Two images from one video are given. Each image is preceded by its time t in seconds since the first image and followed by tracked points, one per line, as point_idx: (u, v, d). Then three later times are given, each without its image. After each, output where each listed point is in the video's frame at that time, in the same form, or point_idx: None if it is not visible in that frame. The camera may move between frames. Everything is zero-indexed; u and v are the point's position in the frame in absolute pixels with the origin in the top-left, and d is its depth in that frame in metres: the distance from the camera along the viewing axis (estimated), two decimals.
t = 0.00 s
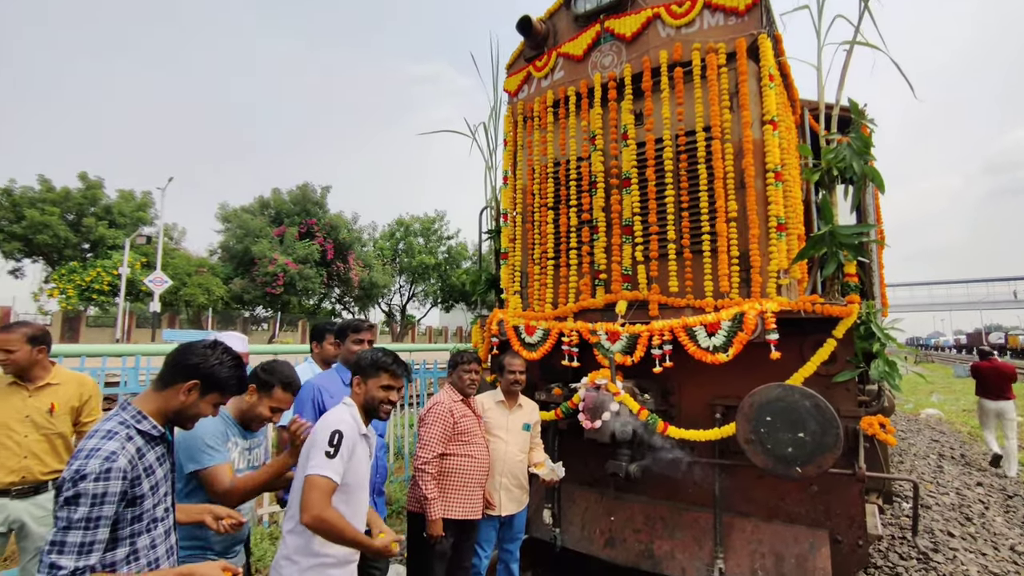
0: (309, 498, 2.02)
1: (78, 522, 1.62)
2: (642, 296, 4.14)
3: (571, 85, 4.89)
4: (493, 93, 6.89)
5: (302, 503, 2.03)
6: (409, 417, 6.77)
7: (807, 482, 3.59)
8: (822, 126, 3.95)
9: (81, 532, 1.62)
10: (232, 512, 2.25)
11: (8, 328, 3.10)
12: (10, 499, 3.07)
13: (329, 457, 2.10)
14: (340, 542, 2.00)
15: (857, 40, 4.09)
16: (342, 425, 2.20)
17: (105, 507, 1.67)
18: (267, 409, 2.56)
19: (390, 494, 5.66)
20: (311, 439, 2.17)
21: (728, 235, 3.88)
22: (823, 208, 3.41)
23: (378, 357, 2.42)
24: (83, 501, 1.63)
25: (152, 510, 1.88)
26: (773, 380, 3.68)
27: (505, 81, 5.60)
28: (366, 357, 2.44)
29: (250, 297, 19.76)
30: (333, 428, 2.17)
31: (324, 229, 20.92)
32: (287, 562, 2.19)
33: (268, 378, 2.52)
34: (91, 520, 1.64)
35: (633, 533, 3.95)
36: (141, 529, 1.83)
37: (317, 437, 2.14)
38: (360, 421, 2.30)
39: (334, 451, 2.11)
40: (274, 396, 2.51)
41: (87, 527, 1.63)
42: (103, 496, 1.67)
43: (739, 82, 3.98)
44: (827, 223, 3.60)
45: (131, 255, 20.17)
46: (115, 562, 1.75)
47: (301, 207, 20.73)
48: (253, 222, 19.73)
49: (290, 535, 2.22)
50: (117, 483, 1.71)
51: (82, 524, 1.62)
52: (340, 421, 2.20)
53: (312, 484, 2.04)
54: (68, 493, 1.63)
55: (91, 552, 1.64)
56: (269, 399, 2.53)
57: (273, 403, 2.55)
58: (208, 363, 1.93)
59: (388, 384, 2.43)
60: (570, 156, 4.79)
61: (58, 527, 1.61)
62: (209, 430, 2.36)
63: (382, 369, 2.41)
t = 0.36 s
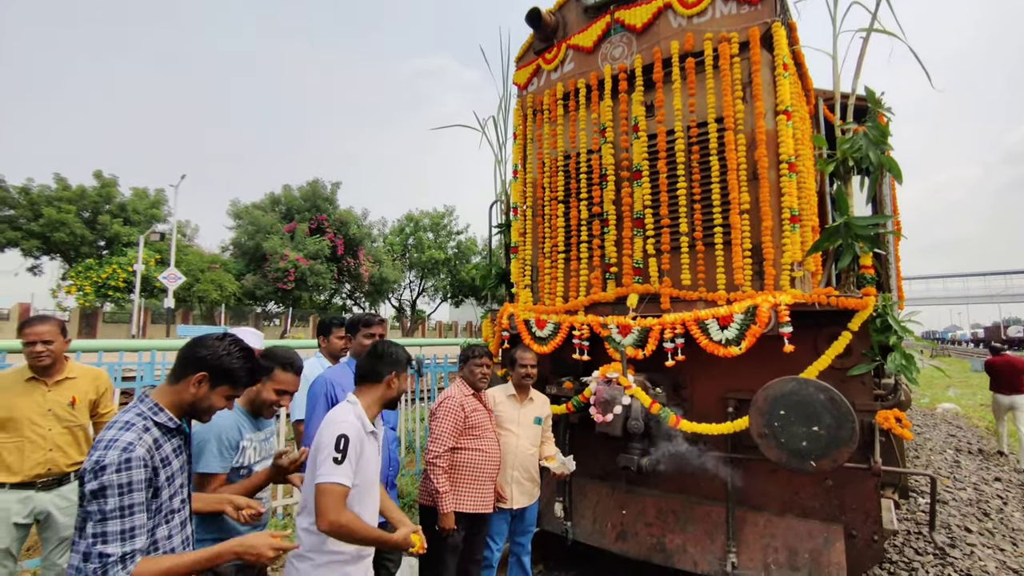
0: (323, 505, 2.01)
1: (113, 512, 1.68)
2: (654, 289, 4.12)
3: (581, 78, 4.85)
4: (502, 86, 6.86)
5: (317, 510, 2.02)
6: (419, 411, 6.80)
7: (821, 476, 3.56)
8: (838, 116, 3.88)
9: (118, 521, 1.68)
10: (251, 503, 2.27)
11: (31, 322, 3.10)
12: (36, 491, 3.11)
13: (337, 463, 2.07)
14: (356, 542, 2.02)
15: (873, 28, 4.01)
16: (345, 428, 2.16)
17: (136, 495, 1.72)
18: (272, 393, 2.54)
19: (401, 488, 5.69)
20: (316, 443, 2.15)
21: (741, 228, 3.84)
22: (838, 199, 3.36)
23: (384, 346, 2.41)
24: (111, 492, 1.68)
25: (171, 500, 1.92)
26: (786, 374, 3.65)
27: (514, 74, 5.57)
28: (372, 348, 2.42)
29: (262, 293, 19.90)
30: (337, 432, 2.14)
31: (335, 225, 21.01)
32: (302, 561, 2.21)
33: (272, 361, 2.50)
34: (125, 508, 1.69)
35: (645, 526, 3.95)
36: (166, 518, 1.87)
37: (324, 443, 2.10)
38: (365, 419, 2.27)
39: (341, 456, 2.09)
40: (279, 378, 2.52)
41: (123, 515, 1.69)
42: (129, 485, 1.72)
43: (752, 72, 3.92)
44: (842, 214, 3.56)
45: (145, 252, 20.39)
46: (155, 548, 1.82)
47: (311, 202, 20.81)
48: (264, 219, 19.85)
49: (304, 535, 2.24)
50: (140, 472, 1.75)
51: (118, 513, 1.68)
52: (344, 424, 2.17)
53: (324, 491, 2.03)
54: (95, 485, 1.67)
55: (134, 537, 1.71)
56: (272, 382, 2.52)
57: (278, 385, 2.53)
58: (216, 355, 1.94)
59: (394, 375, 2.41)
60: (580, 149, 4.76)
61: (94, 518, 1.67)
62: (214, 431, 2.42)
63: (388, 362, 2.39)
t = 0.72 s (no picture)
0: (344, 505, 2.02)
1: (150, 500, 1.72)
2: (668, 280, 4.09)
3: (593, 66, 4.79)
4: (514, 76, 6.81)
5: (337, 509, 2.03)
6: (434, 402, 6.85)
7: (839, 467, 3.51)
8: (858, 100, 3.79)
9: (157, 508, 1.73)
10: (263, 491, 2.27)
11: (65, 315, 3.17)
12: (69, 479, 3.19)
13: (359, 462, 2.07)
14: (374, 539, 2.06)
15: (895, 8, 3.90)
16: (369, 425, 2.17)
17: (168, 483, 1.77)
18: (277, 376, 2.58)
19: (417, 478, 5.74)
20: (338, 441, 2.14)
21: (757, 216, 3.78)
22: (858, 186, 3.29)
23: (393, 338, 2.42)
24: (144, 482, 1.72)
25: (194, 489, 1.95)
26: (803, 364, 3.60)
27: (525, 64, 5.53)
28: (381, 339, 2.41)
29: (278, 287, 20.10)
30: (361, 430, 2.13)
31: (348, 218, 21.11)
32: (317, 559, 2.22)
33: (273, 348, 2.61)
34: (161, 496, 1.74)
35: (659, 517, 3.94)
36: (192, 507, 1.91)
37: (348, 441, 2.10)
38: (383, 416, 2.27)
39: (364, 456, 2.09)
40: (283, 360, 2.58)
41: (160, 502, 1.74)
42: (161, 474, 1.76)
43: (768, 56, 3.84)
44: (862, 200, 3.49)
45: (164, 248, 20.67)
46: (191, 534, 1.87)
47: (324, 196, 20.86)
48: (279, 213, 20.00)
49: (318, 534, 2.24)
50: (169, 461, 1.79)
51: (154, 501, 1.72)
52: (366, 422, 2.16)
53: (345, 490, 2.03)
54: (129, 476, 1.71)
55: (176, 521, 1.76)
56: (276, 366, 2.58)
57: (282, 368, 2.58)
58: (227, 347, 1.95)
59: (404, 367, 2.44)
60: (592, 139, 4.72)
61: (134, 508, 1.70)
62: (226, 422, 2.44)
63: (398, 354, 2.41)
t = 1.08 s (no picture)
0: (393, 498, 2.05)
1: (169, 490, 1.74)
2: (683, 268, 4.04)
3: (605, 53, 4.72)
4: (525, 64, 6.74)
5: (382, 504, 2.06)
6: (449, 393, 6.87)
7: (859, 457, 3.46)
8: (880, 81, 3.69)
9: (176, 497, 1.75)
10: (278, 479, 2.36)
11: (89, 309, 3.25)
12: (101, 467, 3.27)
13: (403, 455, 2.11)
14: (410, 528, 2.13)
15: None
16: (407, 419, 2.20)
17: (187, 474, 1.78)
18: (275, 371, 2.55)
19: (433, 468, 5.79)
20: (377, 434, 2.14)
21: (775, 202, 3.71)
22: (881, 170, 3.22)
23: (399, 329, 2.41)
24: (164, 472, 1.73)
25: (212, 478, 1.97)
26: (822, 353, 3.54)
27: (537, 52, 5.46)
28: (387, 330, 2.40)
29: (294, 281, 20.29)
30: (404, 423, 2.16)
31: (362, 211, 21.20)
32: (334, 556, 2.19)
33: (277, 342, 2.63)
34: (180, 486, 1.76)
35: (675, 507, 3.92)
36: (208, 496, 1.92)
37: (391, 435, 2.11)
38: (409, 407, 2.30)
39: (406, 450, 2.13)
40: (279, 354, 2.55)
41: (179, 492, 1.75)
42: (180, 464, 1.78)
43: (786, 38, 3.75)
44: (884, 184, 3.41)
45: (182, 243, 20.94)
46: (208, 522, 1.89)
47: (338, 190, 20.98)
48: (294, 207, 20.15)
49: (335, 531, 2.21)
50: (187, 451, 1.81)
51: (174, 490, 1.74)
52: (405, 415, 2.19)
53: (391, 484, 2.06)
54: (149, 466, 1.72)
55: (193, 511, 1.78)
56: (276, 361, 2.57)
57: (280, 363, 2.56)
58: (236, 332, 1.96)
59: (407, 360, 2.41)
60: (605, 126, 4.65)
61: (153, 498, 1.72)
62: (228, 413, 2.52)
63: (404, 345, 2.41)
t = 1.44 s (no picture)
0: (400, 492, 2.06)
1: (190, 477, 1.76)
2: (698, 256, 3.99)
3: (618, 37, 4.64)
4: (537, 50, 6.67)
5: (389, 498, 2.07)
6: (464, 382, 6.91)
7: (879, 445, 3.41)
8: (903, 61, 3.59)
9: (197, 484, 1.77)
10: (296, 463, 2.41)
11: (111, 301, 3.29)
12: (125, 455, 3.32)
13: (409, 448, 2.11)
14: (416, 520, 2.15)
15: None
16: (415, 411, 2.20)
17: (207, 461, 1.81)
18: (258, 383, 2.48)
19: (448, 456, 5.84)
20: (384, 426, 2.13)
21: (792, 187, 3.64)
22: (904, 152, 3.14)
23: (416, 323, 2.41)
24: (185, 459, 1.76)
25: (231, 465, 1.99)
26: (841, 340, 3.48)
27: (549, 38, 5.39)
28: (405, 322, 2.40)
29: (309, 272, 20.45)
30: (411, 415, 2.16)
31: (375, 202, 21.25)
32: (345, 546, 2.20)
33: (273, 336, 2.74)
34: (200, 473, 1.78)
35: (691, 494, 3.91)
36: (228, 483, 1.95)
37: (399, 428, 2.11)
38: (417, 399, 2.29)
39: (413, 443, 2.13)
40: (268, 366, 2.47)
41: (199, 479, 1.78)
42: (200, 451, 1.80)
43: (806, 18, 3.65)
44: (906, 167, 3.34)
45: (199, 235, 21.18)
46: (228, 508, 1.92)
47: (351, 180, 21.03)
48: (307, 199, 20.25)
49: (346, 522, 2.21)
50: (208, 439, 1.83)
51: (194, 477, 1.77)
52: (413, 408, 2.19)
53: (396, 478, 2.06)
54: (171, 454, 1.75)
55: (213, 498, 1.80)
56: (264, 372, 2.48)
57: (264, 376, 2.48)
58: (256, 321, 1.97)
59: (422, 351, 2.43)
60: (619, 113, 4.59)
61: (175, 484, 1.75)
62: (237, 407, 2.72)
63: (420, 339, 2.41)
